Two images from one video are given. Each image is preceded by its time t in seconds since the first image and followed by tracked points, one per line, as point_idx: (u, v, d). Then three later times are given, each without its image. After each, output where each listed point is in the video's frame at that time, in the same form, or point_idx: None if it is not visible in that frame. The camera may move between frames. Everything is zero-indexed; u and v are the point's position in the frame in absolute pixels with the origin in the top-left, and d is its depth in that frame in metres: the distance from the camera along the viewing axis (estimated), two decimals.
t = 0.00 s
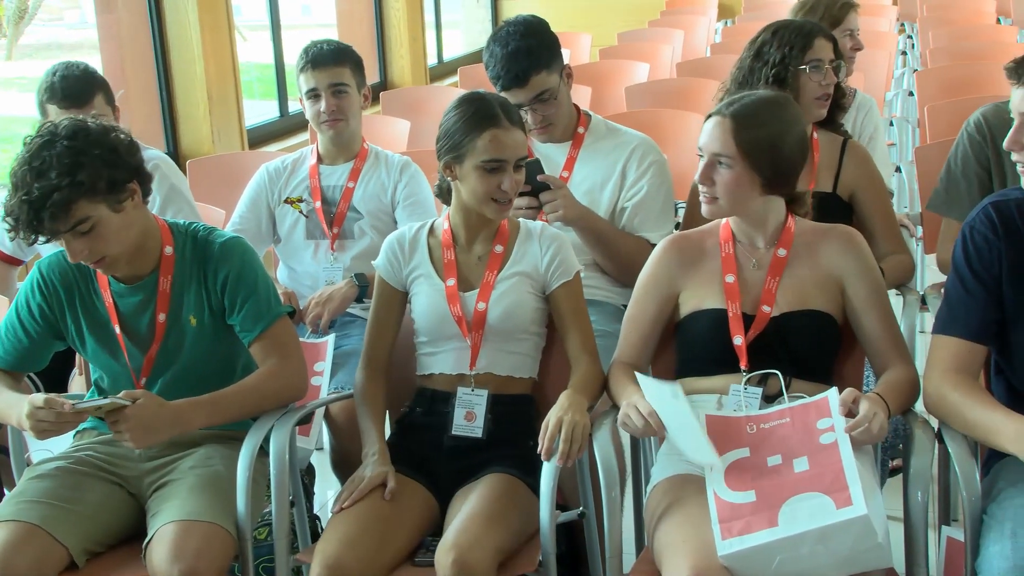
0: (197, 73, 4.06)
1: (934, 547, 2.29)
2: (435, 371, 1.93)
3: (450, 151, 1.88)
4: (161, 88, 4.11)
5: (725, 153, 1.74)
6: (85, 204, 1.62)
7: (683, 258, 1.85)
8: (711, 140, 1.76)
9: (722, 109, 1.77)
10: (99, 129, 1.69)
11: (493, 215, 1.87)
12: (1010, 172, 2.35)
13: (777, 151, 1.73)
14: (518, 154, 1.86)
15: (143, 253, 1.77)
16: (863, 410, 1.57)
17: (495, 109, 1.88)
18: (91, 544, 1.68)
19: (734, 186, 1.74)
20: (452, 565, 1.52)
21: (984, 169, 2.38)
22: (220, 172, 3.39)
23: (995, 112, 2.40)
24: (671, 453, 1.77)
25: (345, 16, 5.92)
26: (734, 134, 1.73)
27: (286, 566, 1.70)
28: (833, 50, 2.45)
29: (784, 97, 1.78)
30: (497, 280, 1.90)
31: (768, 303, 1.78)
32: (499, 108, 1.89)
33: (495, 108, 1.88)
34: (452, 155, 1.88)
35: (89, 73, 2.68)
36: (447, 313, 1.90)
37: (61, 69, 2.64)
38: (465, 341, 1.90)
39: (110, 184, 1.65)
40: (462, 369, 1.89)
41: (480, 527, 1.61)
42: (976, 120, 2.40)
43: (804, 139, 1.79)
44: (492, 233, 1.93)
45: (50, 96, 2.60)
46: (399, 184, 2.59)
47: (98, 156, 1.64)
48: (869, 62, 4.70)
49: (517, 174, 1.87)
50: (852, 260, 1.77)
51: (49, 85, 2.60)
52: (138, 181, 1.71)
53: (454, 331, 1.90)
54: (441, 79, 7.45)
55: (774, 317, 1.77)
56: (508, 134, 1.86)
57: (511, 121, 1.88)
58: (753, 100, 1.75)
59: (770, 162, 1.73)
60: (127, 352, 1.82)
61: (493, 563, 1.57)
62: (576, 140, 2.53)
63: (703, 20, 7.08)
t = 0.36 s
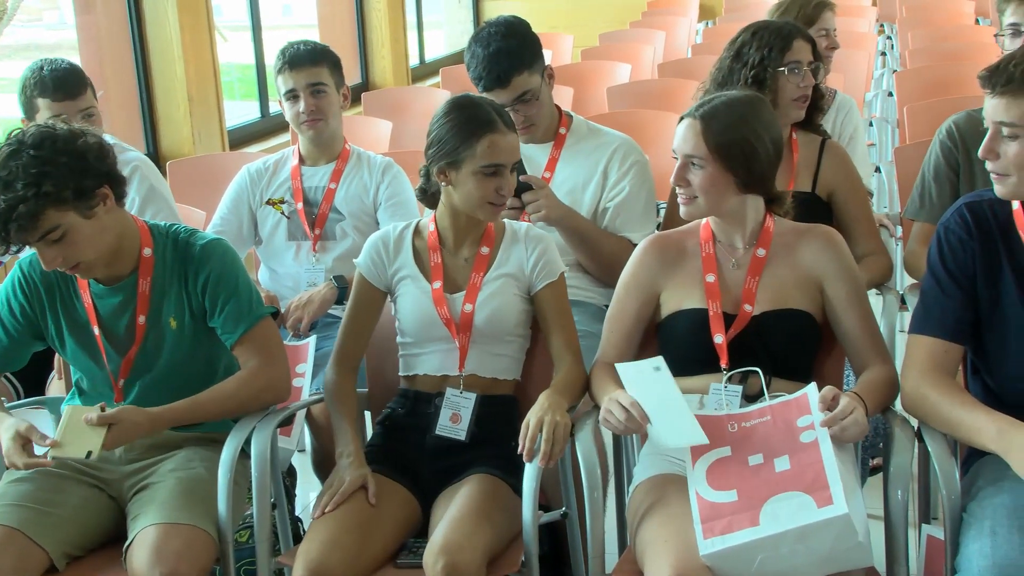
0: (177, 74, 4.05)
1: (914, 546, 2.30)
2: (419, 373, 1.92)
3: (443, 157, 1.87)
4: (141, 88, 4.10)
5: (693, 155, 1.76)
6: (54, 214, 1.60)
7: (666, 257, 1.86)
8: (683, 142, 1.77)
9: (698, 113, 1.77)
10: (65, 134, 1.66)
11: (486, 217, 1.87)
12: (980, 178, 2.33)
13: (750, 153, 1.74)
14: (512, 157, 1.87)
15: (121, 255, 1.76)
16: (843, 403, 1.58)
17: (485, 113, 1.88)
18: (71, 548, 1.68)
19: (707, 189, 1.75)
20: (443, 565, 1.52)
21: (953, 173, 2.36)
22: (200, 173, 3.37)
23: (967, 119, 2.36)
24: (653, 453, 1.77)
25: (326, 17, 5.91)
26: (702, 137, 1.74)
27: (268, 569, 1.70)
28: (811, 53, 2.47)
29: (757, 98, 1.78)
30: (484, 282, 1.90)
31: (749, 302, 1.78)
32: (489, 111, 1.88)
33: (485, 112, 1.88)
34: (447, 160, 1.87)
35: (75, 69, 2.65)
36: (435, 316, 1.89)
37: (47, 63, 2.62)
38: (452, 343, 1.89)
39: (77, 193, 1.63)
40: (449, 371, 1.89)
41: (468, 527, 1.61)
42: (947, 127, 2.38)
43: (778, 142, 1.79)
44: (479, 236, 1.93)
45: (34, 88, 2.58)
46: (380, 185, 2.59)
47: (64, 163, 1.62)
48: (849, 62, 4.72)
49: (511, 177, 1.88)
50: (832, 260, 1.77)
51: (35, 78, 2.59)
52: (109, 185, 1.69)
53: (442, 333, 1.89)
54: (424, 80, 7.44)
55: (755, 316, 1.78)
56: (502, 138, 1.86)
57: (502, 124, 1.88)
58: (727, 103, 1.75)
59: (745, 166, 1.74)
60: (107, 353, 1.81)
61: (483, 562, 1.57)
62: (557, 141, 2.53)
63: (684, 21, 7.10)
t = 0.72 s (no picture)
0: (153, 75, 4.02)
1: (891, 543, 2.32)
2: (398, 374, 1.92)
3: (421, 151, 1.87)
4: (117, 89, 4.07)
5: (672, 160, 1.76)
6: (28, 217, 1.59)
7: (643, 257, 1.86)
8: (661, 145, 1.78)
9: (675, 114, 1.78)
10: (37, 138, 1.65)
11: (465, 213, 1.87)
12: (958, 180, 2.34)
13: (727, 155, 1.74)
14: (492, 153, 1.87)
15: (99, 257, 1.75)
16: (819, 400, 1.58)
17: (465, 110, 1.88)
18: (47, 552, 1.67)
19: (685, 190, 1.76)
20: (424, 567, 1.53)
21: (935, 182, 2.37)
22: (177, 174, 3.35)
23: (944, 124, 2.37)
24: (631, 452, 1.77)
25: (302, 18, 5.89)
26: (679, 139, 1.75)
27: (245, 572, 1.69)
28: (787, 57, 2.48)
29: (733, 99, 1.80)
30: (461, 281, 1.91)
31: (726, 302, 1.79)
32: (468, 108, 1.89)
33: (466, 109, 1.88)
34: (427, 155, 1.86)
35: (77, 75, 2.59)
36: (412, 316, 1.89)
37: (48, 68, 2.56)
38: (430, 343, 1.89)
39: (51, 195, 1.61)
40: (427, 371, 1.89)
41: (455, 528, 1.62)
42: (926, 132, 2.38)
43: (754, 144, 1.80)
44: (456, 235, 1.93)
45: (38, 95, 2.50)
46: (358, 186, 2.58)
47: (36, 166, 1.61)
48: (824, 63, 4.75)
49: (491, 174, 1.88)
50: (807, 260, 1.79)
51: (37, 83, 2.52)
52: (85, 187, 1.68)
53: (420, 334, 1.89)
54: (401, 81, 7.42)
55: (733, 316, 1.79)
56: (482, 134, 1.86)
57: (482, 121, 1.89)
58: (704, 104, 1.76)
59: (723, 166, 1.75)
60: (84, 356, 1.80)
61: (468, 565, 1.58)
62: (535, 142, 2.54)
63: (661, 22, 7.12)
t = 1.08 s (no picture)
0: (125, 76, 4.00)
1: (865, 542, 2.33)
2: (374, 375, 1.92)
3: (393, 152, 1.87)
4: (89, 91, 4.04)
5: (649, 167, 1.74)
6: None
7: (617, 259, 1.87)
8: (641, 151, 1.75)
9: (654, 121, 1.76)
10: (6, 140, 1.63)
11: (438, 213, 1.87)
12: (927, 181, 2.36)
13: (706, 161, 1.72)
14: (464, 153, 1.88)
15: (71, 260, 1.74)
16: (793, 397, 1.59)
17: (437, 110, 1.89)
18: (18, 557, 1.65)
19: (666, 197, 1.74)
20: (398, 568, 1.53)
21: (903, 180, 2.39)
22: (150, 176, 3.33)
23: (913, 125, 2.38)
24: (606, 453, 1.77)
25: (276, 19, 5.86)
26: (659, 148, 1.73)
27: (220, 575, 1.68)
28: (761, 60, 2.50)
29: (711, 104, 1.78)
30: (436, 282, 1.90)
31: (698, 303, 1.80)
32: (440, 108, 1.90)
33: (438, 109, 1.89)
34: (400, 155, 1.87)
35: (63, 80, 2.52)
36: (387, 317, 1.89)
37: (32, 72, 2.50)
38: (405, 345, 1.89)
39: (21, 199, 1.60)
40: (403, 372, 1.89)
41: (432, 531, 1.62)
42: (895, 134, 2.40)
43: (733, 150, 1.78)
44: (430, 236, 1.93)
45: (21, 99, 2.45)
46: (332, 188, 2.57)
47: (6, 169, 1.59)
48: (797, 64, 4.78)
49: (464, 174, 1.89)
50: (780, 260, 1.80)
51: (20, 87, 2.46)
52: (55, 190, 1.66)
53: (395, 335, 1.89)
54: (376, 82, 7.41)
55: (705, 315, 1.80)
56: (454, 133, 1.87)
57: (454, 121, 1.90)
58: (683, 109, 1.75)
59: (701, 172, 1.73)
60: (56, 360, 1.79)
61: (450, 569, 1.59)
62: (510, 143, 2.54)
63: (635, 23, 7.15)
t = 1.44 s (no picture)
0: (94, 78, 3.96)
1: (836, 539, 2.35)
2: (350, 378, 1.91)
3: (362, 154, 1.88)
4: (57, 92, 4.00)
5: (624, 167, 1.74)
6: None
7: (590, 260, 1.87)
8: (620, 151, 1.74)
9: (631, 118, 1.76)
10: None
11: (399, 220, 1.87)
12: (894, 180, 2.39)
13: (681, 163, 1.72)
14: (428, 161, 1.86)
15: (39, 263, 1.72)
16: (765, 398, 1.60)
17: (406, 115, 1.87)
18: None
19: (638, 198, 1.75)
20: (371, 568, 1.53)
21: (870, 180, 2.42)
22: (119, 178, 3.30)
23: (879, 126, 2.41)
24: (579, 453, 1.78)
25: (247, 20, 5.83)
26: (637, 147, 1.72)
27: None
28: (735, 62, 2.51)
29: (691, 109, 1.78)
30: (414, 287, 1.90)
31: (670, 305, 1.80)
32: (413, 113, 1.88)
33: (410, 114, 1.87)
34: (363, 159, 1.88)
35: (24, 82, 2.49)
36: (364, 321, 1.88)
37: None
38: (383, 349, 1.89)
39: None
40: (379, 376, 1.89)
41: (405, 530, 1.62)
42: (862, 135, 2.42)
43: (709, 155, 1.77)
44: (407, 239, 1.93)
45: None
46: (304, 189, 2.56)
47: None
48: (768, 66, 4.81)
49: (428, 183, 1.86)
50: (751, 262, 1.81)
51: None
52: (21, 193, 1.64)
53: (373, 340, 1.89)
54: (349, 83, 7.38)
55: (676, 319, 1.80)
56: (420, 140, 1.85)
57: (424, 127, 1.88)
58: (660, 113, 1.74)
59: (676, 174, 1.73)
60: (24, 364, 1.77)
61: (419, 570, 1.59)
62: (483, 143, 2.54)
63: (607, 25, 7.17)
